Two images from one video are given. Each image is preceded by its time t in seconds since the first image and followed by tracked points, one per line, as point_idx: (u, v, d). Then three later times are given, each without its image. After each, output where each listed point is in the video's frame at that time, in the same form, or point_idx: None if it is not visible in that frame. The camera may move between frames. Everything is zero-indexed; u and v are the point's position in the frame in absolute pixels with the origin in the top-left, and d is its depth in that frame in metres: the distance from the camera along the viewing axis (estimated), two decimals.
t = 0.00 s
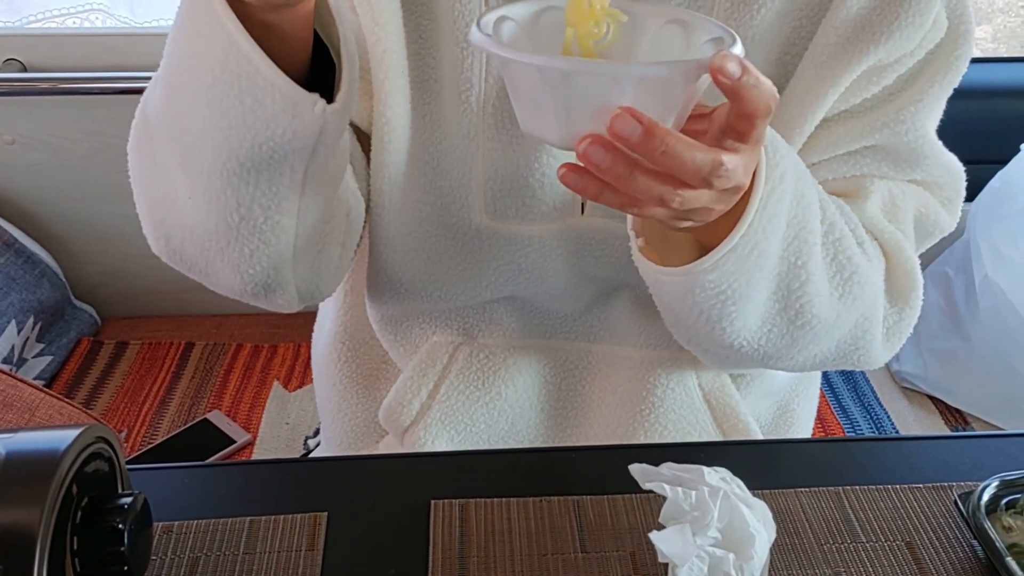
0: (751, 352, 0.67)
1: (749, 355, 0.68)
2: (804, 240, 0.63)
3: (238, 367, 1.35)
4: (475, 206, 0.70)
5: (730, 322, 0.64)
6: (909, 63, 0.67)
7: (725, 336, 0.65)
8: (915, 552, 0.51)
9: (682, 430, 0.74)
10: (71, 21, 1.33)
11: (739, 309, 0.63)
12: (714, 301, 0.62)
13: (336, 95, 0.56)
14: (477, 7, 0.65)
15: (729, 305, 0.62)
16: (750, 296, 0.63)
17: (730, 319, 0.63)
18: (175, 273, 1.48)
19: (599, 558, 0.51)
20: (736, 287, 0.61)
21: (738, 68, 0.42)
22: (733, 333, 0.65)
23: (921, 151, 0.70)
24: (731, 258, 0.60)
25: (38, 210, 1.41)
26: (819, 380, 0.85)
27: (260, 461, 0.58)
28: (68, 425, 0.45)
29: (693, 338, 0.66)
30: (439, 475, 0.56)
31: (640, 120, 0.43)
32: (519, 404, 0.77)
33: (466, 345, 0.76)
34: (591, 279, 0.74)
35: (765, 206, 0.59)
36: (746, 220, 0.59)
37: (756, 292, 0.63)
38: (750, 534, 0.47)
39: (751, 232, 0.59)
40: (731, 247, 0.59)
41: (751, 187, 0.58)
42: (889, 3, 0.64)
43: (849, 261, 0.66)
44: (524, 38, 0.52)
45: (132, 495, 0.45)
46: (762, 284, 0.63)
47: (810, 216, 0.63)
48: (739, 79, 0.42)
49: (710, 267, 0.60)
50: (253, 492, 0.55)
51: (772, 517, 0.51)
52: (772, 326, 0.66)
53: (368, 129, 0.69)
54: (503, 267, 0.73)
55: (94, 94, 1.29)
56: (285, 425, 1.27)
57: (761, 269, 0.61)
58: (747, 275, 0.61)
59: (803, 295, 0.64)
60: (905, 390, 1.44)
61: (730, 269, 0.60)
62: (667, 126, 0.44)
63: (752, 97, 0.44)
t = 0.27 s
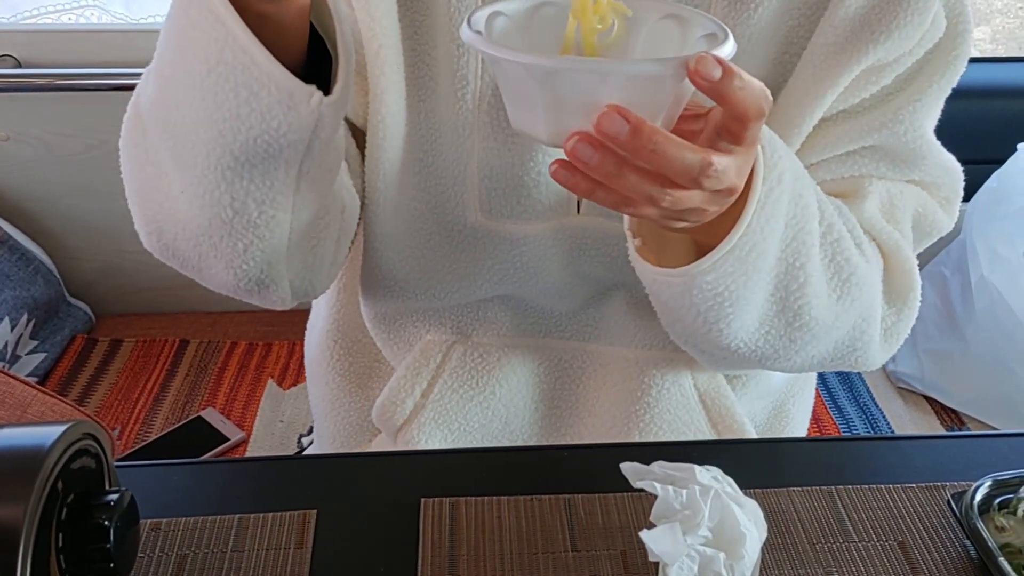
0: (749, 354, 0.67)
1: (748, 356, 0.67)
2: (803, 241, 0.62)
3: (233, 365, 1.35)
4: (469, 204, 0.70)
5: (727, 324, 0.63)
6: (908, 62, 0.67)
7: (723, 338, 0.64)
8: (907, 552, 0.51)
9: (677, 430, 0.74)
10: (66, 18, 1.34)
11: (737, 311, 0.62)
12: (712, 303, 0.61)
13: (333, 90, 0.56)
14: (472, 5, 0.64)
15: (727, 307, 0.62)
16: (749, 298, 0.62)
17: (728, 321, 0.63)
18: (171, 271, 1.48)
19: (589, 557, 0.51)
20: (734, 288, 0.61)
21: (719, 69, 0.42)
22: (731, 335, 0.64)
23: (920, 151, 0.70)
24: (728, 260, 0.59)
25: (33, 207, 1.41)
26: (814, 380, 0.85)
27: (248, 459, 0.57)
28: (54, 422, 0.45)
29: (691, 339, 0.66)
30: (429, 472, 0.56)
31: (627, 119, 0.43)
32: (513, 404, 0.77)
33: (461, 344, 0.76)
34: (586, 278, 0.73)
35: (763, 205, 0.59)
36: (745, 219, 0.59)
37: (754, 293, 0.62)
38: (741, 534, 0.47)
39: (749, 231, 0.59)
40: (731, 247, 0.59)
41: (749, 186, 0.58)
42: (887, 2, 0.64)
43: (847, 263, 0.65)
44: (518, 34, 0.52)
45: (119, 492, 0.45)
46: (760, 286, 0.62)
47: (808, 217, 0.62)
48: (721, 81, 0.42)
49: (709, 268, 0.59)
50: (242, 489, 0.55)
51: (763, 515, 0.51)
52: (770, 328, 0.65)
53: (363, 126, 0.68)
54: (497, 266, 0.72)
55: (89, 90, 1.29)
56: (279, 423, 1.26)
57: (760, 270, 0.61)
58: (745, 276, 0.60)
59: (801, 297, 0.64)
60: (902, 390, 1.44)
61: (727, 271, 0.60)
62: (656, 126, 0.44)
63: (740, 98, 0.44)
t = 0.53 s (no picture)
0: (751, 362, 0.66)
1: (751, 365, 0.67)
2: (806, 252, 0.62)
3: (229, 365, 1.34)
4: (469, 207, 0.70)
5: (730, 335, 0.63)
6: (913, 67, 0.66)
7: (726, 348, 0.64)
8: (906, 556, 0.50)
9: (676, 435, 0.73)
10: (63, 15, 1.33)
11: (740, 322, 0.62)
12: (716, 315, 0.61)
13: (342, 115, 0.55)
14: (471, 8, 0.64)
15: (730, 318, 0.61)
16: (752, 309, 0.62)
17: (731, 331, 0.63)
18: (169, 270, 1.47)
19: (586, 562, 0.50)
20: (737, 300, 0.60)
21: (711, 74, 0.42)
22: (734, 345, 0.64)
23: (924, 158, 0.70)
24: (732, 273, 0.59)
25: (30, 205, 1.40)
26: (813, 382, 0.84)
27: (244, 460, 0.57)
28: (47, 422, 0.44)
29: (693, 348, 0.65)
30: (426, 474, 0.56)
31: (616, 136, 0.43)
32: (512, 407, 0.77)
33: (459, 347, 0.75)
34: (585, 281, 0.73)
35: (768, 218, 0.59)
36: (750, 232, 0.58)
37: (757, 304, 0.62)
38: (739, 536, 0.47)
39: (753, 244, 0.59)
40: (735, 259, 0.59)
41: (753, 199, 0.58)
42: (892, 6, 0.63)
43: (850, 273, 0.65)
44: (519, 46, 0.52)
45: (112, 494, 0.44)
46: (765, 297, 0.62)
47: (812, 229, 0.62)
48: (713, 87, 0.42)
49: (713, 281, 0.59)
50: (237, 491, 0.54)
51: (761, 520, 0.50)
52: (774, 339, 0.65)
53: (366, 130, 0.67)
54: (495, 269, 0.72)
55: (86, 89, 1.29)
56: (276, 423, 1.26)
57: (764, 281, 0.60)
58: (748, 288, 0.60)
59: (805, 307, 0.63)
60: (901, 392, 1.44)
61: (731, 283, 0.59)
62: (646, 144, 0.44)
63: (730, 106, 0.44)
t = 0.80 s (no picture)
0: (756, 377, 0.66)
1: (756, 380, 0.67)
2: (812, 272, 0.62)
3: (230, 366, 1.34)
4: (472, 215, 0.70)
5: (735, 354, 0.63)
6: (921, 80, 0.66)
7: (731, 366, 0.64)
8: (908, 562, 0.50)
9: (679, 442, 0.73)
10: (65, 15, 1.33)
11: (746, 343, 0.62)
12: (722, 336, 0.61)
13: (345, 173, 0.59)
14: (475, 15, 0.64)
15: (736, 338, 0.61)
16: (758, 329, 0.62)
17: (736, 351, 0.62)
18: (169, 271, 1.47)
19: (589, 566, 0.50)
20: (743, 321, 0.60)
21: (705, 114, 0.41)
22: (740, 363, 0.64)
23: (932, 172, 0.70)
24: (738, 295, 0.59)
25: (31, 205, 1.40)
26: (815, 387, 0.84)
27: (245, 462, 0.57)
28: (48, 424, 0.44)
29: (699, 364, 0.65)
30: (428, 477, 0.56)
31: (603, 160, 0.43)
32: (514, 413, 0.77)
33: (463, 350, 0.75)
34: (588, 288, 0.72)
35: (774, 244, 0.59)
36: (755, 255, 0.58)
37: (763, 324, 0.61)
38: (741, 542, 0.47)
39: (759, 269, 0.59)
40: (740, 284, 0.59)
41: (762, 219, 0.59)
42: (900, 19, 0.64)
43: (856, 293, 0.65)
44: (521, 70, 0.52)
45: (113, 497, 0.44)
46: (771, 317, 0.62)
47: (818, 252, 0.62)
48: (706, 126, 0.42)
49: (718, 303, 0.59)
50: (239, 494, 0.54)
51: (763, 525, 0.50)
52: (779, 357, 0.65)
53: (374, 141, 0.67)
54: (500, 277, 0.71)
55: (87, 89, 1.29)
56: (276, 425, 1.25)
57: (770, 302, 0.60)
58: (754, 309, 0.60)
59: (811, 327, 0.63)
60: (902, 396, 1.43)
61: (737, 305, 0.59)
62: (636, 172, 0.44)
63: (722, 143, 0.44)
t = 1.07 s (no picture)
0: (763, 382, 0.66)
1: (764, 384, 0.67)
2: (824, 277, 0.62)
3: (233, 366, 1.34)
4: (477, 219, 0.69)
5: (744, 357, 0.63)
6: (927, 84, 0.66)
7: (740, 370, 0.64)
8: (914, 567, 0.50)
9: (683, 446, 0.74)
10: (69, 16, 1.33)
11: (756, 346, 0.62)
12: (732, 339, 0.61)
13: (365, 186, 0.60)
14: (479, 20, 0.64)
15: (745, 342, 0.61)
16: (768, 334, 0.61)
17: (745, 355, 0.62)
18: (172, 271, 1.47)
19: (594, 570, 0.50)
20: (753, 325, 0.60)
21: (714, 113, 0.40)
22: (749, 367, 0.64)
23: (937, 175, 0.70)
24: (748, 299, 0.59)
25: (34, 206, 1.40)
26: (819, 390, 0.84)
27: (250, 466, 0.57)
28: (54, 428, 0.44)
29: (707, 368, 0.65)
30: (432, 479, 0.56)
31: (611, 157, 0.43)
32: (519, 417, 0.77)
33: (467, 353, 0.75)
34: (594, 292, 0.72)
35: (787, 249, 0.58)
36: (768, 258, 0.58)
37: (773, 328, 0.61)
38: (747, 548, 0.46)
39: (772, 273, 0.58)
40: (754, 286, 0.58)
41: (773, 227, 0.58)
42: (906, 23, 0.63)
43: (865, 298, 0.65)
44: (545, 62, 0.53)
45: (119, 500, 0.44)
46: (781, 321, 0.61)
47: (829, 258, 0.61)
48: (714, 124, 0.41)
49: (730, 307, 0.59)
50: (244, 497, 0.54)
51: (768, 529, 0.50)
52: (788, 361, 0.65)
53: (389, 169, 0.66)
54: (505, 284, 0.71)
55: (90, 90, 1.29)
56: (279, 425, 1.25)
57: (781, 307, 0.60)
58: (764, 314, 0.60)
59: (820, 332, 0.63)
60: (905, 398, 1.43)
61: (747, 309, 0.59)
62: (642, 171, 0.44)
63: (729, 145, 0.44)
